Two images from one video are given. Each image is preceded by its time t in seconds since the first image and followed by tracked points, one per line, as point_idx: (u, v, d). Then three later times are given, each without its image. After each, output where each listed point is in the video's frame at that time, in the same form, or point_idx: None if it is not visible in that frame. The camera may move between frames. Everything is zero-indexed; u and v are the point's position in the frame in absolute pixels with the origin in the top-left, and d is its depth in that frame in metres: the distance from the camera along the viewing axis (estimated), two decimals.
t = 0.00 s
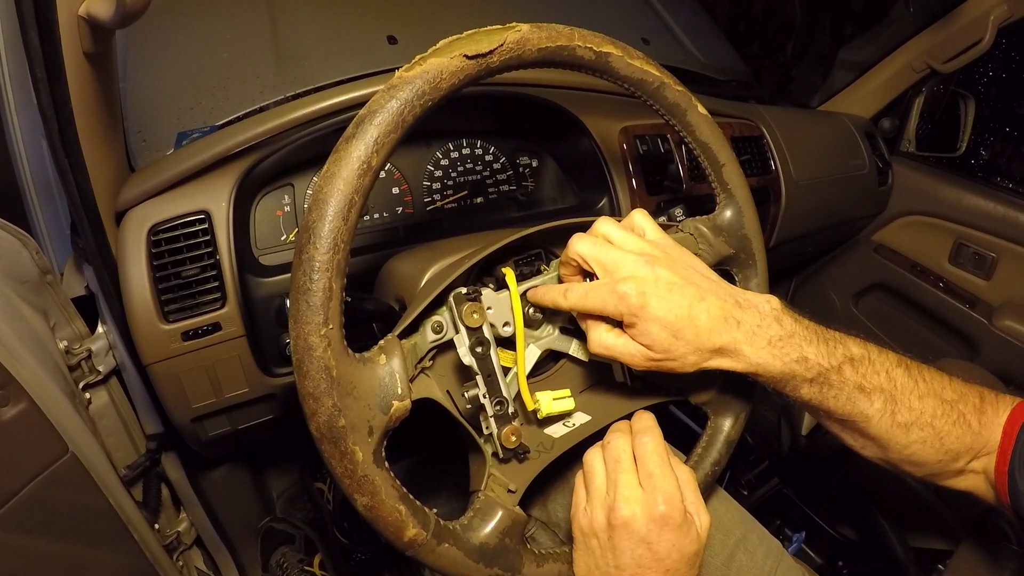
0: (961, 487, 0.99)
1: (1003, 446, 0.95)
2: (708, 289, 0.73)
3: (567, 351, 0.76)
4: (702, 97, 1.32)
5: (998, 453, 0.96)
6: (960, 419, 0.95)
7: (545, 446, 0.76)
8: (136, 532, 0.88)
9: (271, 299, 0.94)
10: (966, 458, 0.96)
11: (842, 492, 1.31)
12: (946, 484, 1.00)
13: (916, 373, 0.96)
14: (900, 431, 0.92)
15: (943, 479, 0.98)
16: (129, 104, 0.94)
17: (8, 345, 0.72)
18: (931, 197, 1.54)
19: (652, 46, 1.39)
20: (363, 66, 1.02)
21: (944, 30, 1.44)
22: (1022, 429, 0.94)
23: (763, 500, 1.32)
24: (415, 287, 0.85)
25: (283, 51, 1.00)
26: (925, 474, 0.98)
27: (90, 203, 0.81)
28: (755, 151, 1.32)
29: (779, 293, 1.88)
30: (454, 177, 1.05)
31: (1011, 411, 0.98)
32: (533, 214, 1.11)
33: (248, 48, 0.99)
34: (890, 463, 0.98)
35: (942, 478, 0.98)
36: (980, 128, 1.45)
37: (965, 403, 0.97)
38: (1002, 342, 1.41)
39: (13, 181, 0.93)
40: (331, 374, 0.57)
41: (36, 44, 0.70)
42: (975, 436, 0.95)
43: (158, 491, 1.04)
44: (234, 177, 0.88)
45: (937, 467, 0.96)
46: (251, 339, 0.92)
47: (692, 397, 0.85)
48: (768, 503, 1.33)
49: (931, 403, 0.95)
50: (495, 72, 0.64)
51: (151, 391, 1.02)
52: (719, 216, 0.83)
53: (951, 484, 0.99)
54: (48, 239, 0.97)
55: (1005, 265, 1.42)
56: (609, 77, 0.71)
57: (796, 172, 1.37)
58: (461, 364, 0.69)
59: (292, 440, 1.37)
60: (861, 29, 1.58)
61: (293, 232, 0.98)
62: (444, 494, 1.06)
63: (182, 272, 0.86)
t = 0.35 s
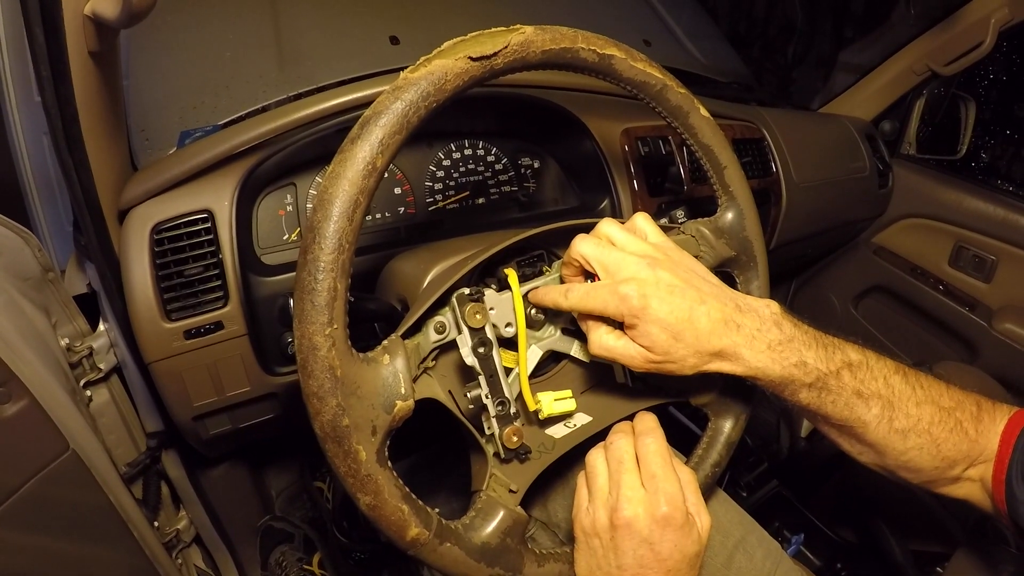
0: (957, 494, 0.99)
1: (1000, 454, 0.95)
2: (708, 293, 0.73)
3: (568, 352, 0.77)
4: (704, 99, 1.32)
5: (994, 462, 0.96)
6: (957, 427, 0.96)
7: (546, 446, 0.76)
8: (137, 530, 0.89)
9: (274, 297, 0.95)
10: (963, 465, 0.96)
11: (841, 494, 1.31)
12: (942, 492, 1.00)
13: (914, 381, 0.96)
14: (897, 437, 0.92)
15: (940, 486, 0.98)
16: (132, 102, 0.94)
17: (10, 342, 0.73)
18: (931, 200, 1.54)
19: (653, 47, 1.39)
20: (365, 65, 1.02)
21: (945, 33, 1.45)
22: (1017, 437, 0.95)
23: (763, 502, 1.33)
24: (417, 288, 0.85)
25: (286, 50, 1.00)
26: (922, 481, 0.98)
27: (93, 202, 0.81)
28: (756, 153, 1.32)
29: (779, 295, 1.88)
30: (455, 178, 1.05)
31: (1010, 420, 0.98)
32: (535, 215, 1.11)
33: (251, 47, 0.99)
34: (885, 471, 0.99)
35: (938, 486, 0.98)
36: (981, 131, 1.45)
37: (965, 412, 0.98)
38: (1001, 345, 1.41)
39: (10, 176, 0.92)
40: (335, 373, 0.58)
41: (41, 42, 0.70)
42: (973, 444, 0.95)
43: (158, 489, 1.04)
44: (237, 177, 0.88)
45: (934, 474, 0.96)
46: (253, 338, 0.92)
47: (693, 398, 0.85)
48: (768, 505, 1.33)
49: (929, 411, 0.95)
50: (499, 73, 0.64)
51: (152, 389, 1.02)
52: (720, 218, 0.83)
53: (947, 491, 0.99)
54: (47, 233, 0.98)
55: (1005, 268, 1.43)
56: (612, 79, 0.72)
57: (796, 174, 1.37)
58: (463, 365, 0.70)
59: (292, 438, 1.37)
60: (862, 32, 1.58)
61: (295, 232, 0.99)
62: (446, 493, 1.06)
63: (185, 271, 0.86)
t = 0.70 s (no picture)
0: (948, 500, 0.99)
1: (988, 460, 0.96)
2: (712, 301, 0.75)
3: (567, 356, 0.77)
4: (702, 104, 1.33)
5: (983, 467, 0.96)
6: (948, 432, 0.97)
7: (545, 449, 0.77)
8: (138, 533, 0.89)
9: (276, 302, 0.95)
10: (953, 472, 0.96)
11: (839, 496, 1.32)
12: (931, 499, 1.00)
13: (906, 389, 0.98)
14: (890, 444, 0.93)
15: (929, 493, 0.99)
16: (134, 107, 0.95)
17: (14, 345, 0.73)
18: (928, 203, 1.55)
19: (652, 51, 1.41)
20: (366, 71, 1.03)
21: (942, 37, 1.46)
22: (1005, 443, 0.95)
23: (761, 503, 1.34)
24: (418, 292, 0.86)
25: (287, 56, 1.01)
26: (912, 487, 0.99)
27: (97, 206, 0.82)
28: (753, 157, 1.33)
29: (778, 298, 1.89)
30: (455, 183, 1.06)
31: (997, 425, 0.99)
32: (534, 220, 1.12)
33: (253, 53, 1.00)
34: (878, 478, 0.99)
35: (928, 493, 0.99)
36: (978, 133, 1.45)
37: (955, 419, 0.99)
38: (998, 346, 1.42)
39: (12, 178, 0.97)
40: (337, 378, 0.58)
41: (47, 50, 0.71)
42: (964, 451, 0.96)
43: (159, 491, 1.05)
44: (239, 182, 0.89)
45: (925, 480, 0.96)
46: (255, 342, 0.93)
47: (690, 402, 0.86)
48: (766, 507, 1.34)
49: (919, 418, 0.96)
50: (499, 82, 0.65)
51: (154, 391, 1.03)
52: (717, 224, 0.84)
53: (938, 498, 0.99)
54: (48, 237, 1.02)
55: (1002, 270, 1.43)
56: (610, 87, 0.73)
57: (794, 178, 1.38)
58: (464, 369, 0.70)
59: (292, 441, 1.38)
60: (859, 35, 1.59)
61: (297, 236, 1.00)
62: (445, 496, 1.07)
63: (188, 275, 0.87)
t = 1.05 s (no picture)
0: (943, 510, 0.99)
1: (980, 469, 0.96)
2: (717, 312, 0.75)
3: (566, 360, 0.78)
4: (701, 108, 1.34)
5: (975, 477, 0.96)
6: (941, 440, 0.97)
7: (545, 451, 0.76)
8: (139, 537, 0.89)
9: (277, 305, 0.96)
10: (949, 481, 0.96)
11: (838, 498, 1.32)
12: (929, 508, 1.00)
13: (902, 400, 0.98)
14: (886, 453, 0.93)
15: (926, 503, 0.98)
16: (135, 110, 0.95)
17: (15, 349, 0.74)
18: (927, 207, 1.56)
19: (651, 55, 1.41)
20: (366, 74, 1.04)
21: (941, 41, 1.47)
22: (996, 450, 0.95)
23: (760, 507, 1.36)
24: (418, 295, 0.86)
25: (287, 59, 1.01)
26: (908, 498, 0.98)
27: (97, 209, 0.82)
28: (752, 161, 1.34)
29: (777, 301, 1.89)
30: (455, 187, 1.07)
31: (989, 434, 0.99)
32: (534, 223, 1.12)
33: (254, 56, 1.00)
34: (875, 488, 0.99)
35: (924, 503, 0.99)
36: (977, 137, 1.46)
37: (947, 428, 0.99)
38: (997, 349, 1.43)
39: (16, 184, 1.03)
40: (338, 381, 0.59)
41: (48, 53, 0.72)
42: (959, 461, 0.96)
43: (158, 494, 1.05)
44: (239, 185, 0.89)
45: (920, 490, 0.96)
46: (255, 345, 0.93)
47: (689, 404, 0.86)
48: (765, 510, 1.35)
49: (913, 427, 0.96)
50: (499, 87, 0.65)
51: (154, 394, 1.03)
52: (716, 227, 0.84)
53: (934, 506, 0.99)
54: (49, 240, 1.06)
55: (1000, 274, 1.44)
56: (610, 91, 0.73)
57: (792, 181, 1.39)
58: (463, 372, 0.70)
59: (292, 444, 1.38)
60: (858, 38, 1.60)
61: (297, 239, 1.00)
62: (444, 498, 1.07)
63: (188, 279, 0.87)
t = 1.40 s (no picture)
0: (947, 514, 0.99)
1: (983, 471, 0.96)
2: (733, 314, 0.76)
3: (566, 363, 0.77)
4: (701, 111, 1.34)
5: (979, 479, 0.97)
6: (945, 443, 0.97)
7: (546, 454, 0.76)
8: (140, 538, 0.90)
9: (279, 308, 0.96)
10: (954, 485, 0.96)
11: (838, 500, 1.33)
12: (931, 511, 1.00)
13: (908, 404, 0.99)
14: (893, 455, 0.94)
15: (931, 506, 0.98)
16: (137, 114, 0.96)
17: (17, 352, 0.74)
18: (927, 210, 1.56)
19: (651, 58, 1.42)
20: (367, 77, 1.04)
21: (940, 44, 1.48)
22: (1000, 453, 0.96)
23: (760, 510, 1.35)
24: (419, 298, 0.86)
25: (288, 62, 1.02)
26: (915, 501, 0.98)
27: (100, 212, 0.83)
28: (751, 164, 1.34)
29: (776, 303, 1.89)
30: (455, 190, 1.07)
31: (993, 437, 0.99)
32: (533, 227, 1.13)
33: (256, 60, 1.01)
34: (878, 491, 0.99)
35: (930, 505, 0.98)
36: (976, 139, 1.46)
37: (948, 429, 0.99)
38: (997, 351, 1.43)
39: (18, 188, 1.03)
40: (341, 384, 0.59)
41: (52, 57, 0.72)
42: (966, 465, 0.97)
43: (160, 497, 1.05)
44: (241, 188, 0.90)
45: (927, 492, 0.96)
46: (257, 347, 0.94)
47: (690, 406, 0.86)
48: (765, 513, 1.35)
49: (916, 430, 0.97)
50: (500, 92, 0.66)
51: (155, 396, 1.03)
52: (715, 230, 0.84)
53: (936, 509, 0.99)
54: (49, 240, 1.06)
55: (1000, 276, 1.44)
56: (610, 96, 0.73)
57: (792, 184, 1.39)
58: (464, 375, 0.71)
59: (292, 446, 1.38)
60: (857, 42, 1.61)
61: (298, 242, 1.00)
62: (445, 501, 1.07)
63: (190, 282, 0.88)
